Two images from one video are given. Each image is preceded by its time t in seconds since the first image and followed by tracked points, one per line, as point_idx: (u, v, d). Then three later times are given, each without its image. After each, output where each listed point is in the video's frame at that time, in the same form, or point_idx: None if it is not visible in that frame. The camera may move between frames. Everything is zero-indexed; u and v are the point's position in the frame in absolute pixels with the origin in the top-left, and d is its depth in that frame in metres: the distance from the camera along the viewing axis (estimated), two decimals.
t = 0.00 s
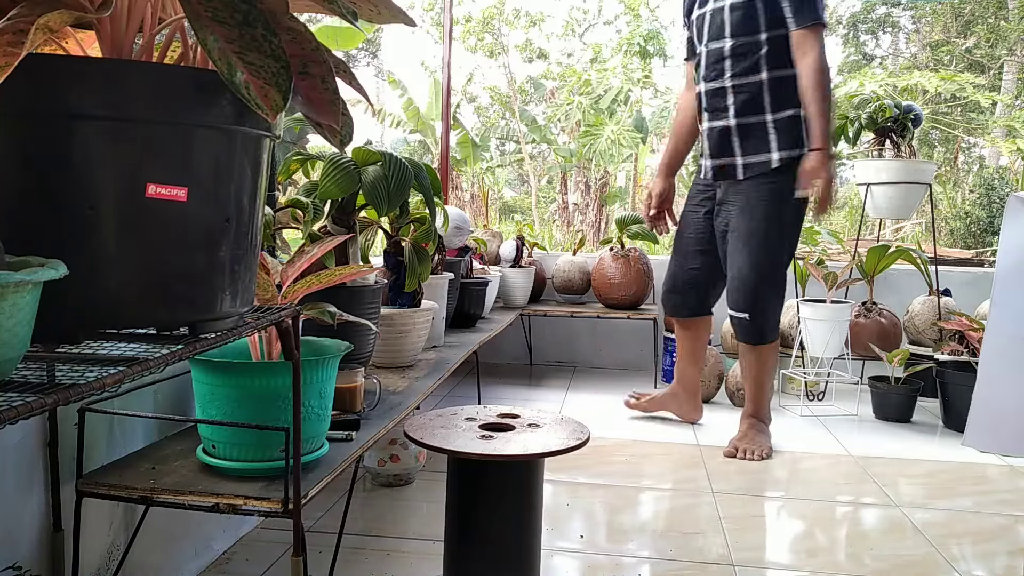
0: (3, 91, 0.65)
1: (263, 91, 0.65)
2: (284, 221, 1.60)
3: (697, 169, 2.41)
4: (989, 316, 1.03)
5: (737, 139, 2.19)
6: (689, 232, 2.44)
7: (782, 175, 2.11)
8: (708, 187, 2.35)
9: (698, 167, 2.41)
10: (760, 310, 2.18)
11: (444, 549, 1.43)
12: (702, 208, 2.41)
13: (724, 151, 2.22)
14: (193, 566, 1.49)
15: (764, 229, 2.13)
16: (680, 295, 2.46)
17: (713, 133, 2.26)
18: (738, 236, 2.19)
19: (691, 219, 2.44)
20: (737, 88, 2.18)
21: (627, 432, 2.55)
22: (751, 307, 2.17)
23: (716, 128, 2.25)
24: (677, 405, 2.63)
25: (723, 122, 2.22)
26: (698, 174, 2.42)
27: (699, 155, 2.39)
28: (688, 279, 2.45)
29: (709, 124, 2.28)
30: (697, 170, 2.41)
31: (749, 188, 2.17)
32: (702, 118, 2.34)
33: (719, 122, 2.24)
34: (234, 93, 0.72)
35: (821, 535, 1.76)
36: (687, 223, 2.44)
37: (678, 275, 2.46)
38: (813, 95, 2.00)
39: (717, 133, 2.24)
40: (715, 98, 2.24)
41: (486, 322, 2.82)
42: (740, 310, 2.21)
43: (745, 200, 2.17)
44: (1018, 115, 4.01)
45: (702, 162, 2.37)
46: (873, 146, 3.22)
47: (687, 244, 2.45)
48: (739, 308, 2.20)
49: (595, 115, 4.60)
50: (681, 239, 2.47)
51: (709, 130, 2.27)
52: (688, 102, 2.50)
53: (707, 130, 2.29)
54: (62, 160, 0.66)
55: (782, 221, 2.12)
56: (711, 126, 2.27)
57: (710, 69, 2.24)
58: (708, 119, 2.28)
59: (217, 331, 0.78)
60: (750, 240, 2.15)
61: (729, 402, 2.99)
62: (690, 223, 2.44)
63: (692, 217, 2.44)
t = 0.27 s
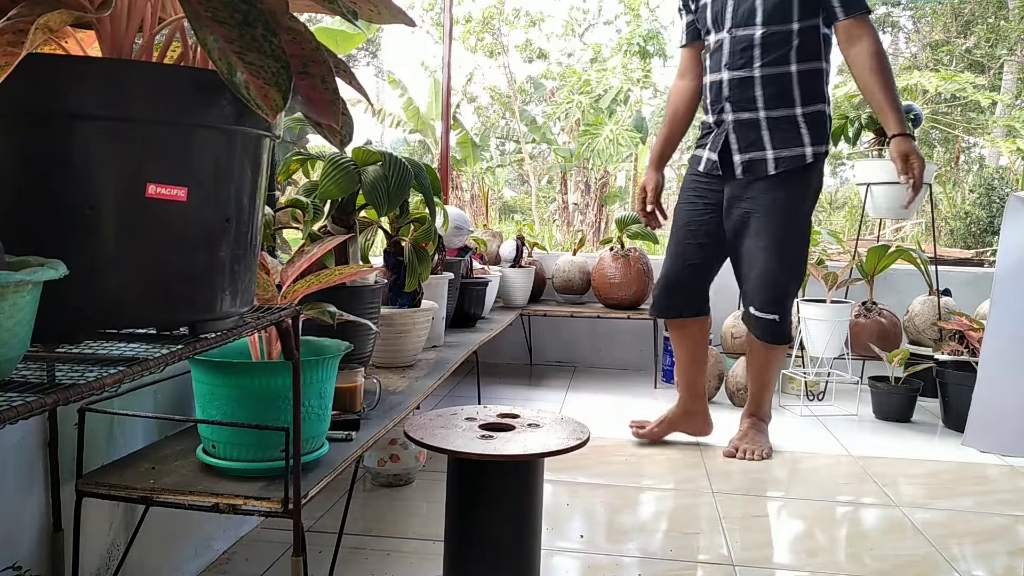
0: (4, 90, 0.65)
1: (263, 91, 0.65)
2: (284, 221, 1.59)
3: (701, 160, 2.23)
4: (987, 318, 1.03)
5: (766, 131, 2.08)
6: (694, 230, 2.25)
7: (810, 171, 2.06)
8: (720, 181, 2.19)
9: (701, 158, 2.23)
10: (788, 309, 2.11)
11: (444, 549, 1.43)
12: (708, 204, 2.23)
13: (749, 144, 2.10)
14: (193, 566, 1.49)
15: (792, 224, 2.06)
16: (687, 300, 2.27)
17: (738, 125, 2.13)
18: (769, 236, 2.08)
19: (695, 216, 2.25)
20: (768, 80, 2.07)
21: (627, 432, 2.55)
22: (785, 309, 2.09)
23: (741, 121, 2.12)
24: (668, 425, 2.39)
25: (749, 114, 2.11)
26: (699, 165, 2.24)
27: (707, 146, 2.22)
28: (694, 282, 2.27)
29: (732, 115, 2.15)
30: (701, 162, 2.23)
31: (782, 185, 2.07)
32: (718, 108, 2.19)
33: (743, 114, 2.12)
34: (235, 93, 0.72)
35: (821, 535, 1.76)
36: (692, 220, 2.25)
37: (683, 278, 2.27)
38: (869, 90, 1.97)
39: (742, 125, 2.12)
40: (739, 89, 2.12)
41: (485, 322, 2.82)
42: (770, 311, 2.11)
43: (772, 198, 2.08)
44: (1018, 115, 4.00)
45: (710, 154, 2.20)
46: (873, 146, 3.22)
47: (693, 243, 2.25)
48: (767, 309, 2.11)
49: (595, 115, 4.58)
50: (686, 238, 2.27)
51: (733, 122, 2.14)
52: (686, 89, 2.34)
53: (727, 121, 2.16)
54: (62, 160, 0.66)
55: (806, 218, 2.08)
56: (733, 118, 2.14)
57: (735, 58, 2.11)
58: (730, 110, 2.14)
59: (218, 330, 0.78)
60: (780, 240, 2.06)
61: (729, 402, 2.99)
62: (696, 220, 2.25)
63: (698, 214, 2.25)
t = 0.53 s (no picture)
0: (4, 90, 0.65)
1: (263, 91, 0.65)
2: (284, 221, 1.59)
3: (720, 158, 1.99)
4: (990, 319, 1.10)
5: (790, 126, 1.94)
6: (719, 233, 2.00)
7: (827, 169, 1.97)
8: (747, 181, 1.97)
9: (717, 156, 2.00)
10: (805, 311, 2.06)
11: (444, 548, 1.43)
12: (731, 205, 2.00)
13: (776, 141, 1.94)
14: (193, 566, 1.49)
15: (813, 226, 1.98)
16: (719, 311, 2.01)
17: (765, 120, 1.96)
18: (797, 237, 1.96)
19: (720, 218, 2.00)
20: (791, 74, 1.93)
21: (627, 432, 2.55)
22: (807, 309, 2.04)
23: (767, 117, 1.96)
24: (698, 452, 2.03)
25: (773, 108, 1.95)
26: (715, 164, 2.00)
27: (724, 143, 1.99)
28: (719, 292, 2.02)
29: (755, 111, 1.97)
30: (720, 160, 1.99)
31: (809, 183, 1.95)
32: (745, 99, 1.98)
33: (768, 110, 1.95)
34: (235, 93, 0.72)
35: (821, 535, 1.76)
36: (715, 224, 2.00)
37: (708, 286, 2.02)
38: (851, 94, 1.92)
39: (768, 121, 1.95)
40: (764, 82, 1.95)
41: (485, 322, 2.81)
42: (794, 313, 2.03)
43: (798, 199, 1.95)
44: (1018, 114, 4.00)
45: (733, 152, 1.97)
46: (873, 146, 3.22)
47: (716, 251, 2.00)
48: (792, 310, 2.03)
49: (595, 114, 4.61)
50: (712, 245, 2.00)
51: (758, 118, 1.96)
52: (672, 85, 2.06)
53: (751, 116, 1.97)
54: (62, 159, 0.66)
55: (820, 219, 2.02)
56: (757, 114, 1.96)
57: (760, 49, 1.94)
58: (757, 105, 1.96)
59: (218, 330, 0.78)
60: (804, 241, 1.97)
61: (729, 402, 3.00)
62: (719, 223, 2.00)
63: (722, 217, 2.00)
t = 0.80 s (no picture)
0: (3, 90, 0.65)
1: (263, 91, 0.64)
2: (284, 221, 1.59)
3: (730, 152, 1.79)
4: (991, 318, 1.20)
5: (801, 115, 1.80)
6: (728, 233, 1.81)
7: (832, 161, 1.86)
8: (761, 175, 1.79)
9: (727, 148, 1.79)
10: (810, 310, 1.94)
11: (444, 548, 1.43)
12: (742, 203, 1.81)
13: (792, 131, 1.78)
14: (193, 566, 1.49)
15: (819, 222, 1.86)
16: (713, 324, 1.85)
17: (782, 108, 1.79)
18: (812, 235, 1.82)
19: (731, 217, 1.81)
20: (802, 60, 1.79)
21: (627, 432, 2.55)
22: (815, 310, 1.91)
23: (784, 105, 1.79)
24: (703, 463, 1.99)
25: (788, 97, 1.79)
26: (724, 158, 1.79)
27: (735, 134, 1.80)
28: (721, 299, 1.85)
29: (769, 99, 1.79)
30: (731, 153, 1.79)
31: (823, 178, 1.82)
32: (760, 87, 1.79)
33: (783, 98, 1.79)
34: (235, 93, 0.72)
35: (821, 535, 1.76)
36: (723, 224, 1.81)
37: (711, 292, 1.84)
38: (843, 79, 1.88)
39: (784, 110, 1.79)
40: (780, 68, 1.78)
41: (485, 322, 2.81)
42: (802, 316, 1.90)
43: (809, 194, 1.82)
44: (1019, 114, 3.99)
45: (746, 144, 1.78)
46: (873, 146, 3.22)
47: (726, 253, 1.82)
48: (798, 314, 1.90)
49: (595, 115, 4.61)
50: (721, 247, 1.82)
51: (773, 107, 1.79)
52: (659, 84, 1.88)
53: (766, 104, 1.79)
54: (62, 160, 0.66)
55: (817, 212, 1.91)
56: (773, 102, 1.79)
57: (775, 32, 1.77)
58: (773, 93, 1.79)
59: (218, 331, 0.78)
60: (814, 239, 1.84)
61: (729, 402, 3.00)
62: (728, 223, 1.81)
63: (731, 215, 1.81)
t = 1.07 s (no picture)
0: (3, 90, 0.65)
1: (263, 91, 0.64)
2: (284, 221, 1.59)
3: (743, 152, 1.61)
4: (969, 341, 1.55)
5: (818, 113, 1.60)
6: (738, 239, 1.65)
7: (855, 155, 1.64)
8: (778, 177, 1.60)
9: (738, 148, 1.62)
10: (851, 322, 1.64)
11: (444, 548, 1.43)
12: (755, 208, 1.63)
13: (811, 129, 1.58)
14: (193, 566, 1.49)
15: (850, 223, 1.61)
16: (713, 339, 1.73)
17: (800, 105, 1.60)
18: (840, 240, 1.56)
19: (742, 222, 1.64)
20: (824, 53, 1.60)
21: (627, 432, 2.55)
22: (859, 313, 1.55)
23: (802, 101, 1.60)
24: (706, 464, 1.99)
25: (807, 93, 1.60)
26: (736, 159, 1.62)
27: (749, 132, 1.61)
28: (728, 309, 1.71)
29: (786, 94, 1.60)
30: (743, 154, 1.61)
31: (850, 178, 1.59)
32: (778, 81, 1.60)
33: (800, 94, 1.60)
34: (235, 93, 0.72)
35: (821, 535, 1.76)
36: (730, 230, 1.65)
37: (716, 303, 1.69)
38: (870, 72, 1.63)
39: (803, 107, 1.60)
40: (801, 62, 1.59)
41: (485, 322, 2.81)
42: (840, 330, 1.57)
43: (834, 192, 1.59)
44: (1019, 114, 4.00)
45: (761, 144, 1.60)
46: (873, 146, 3.22)
47: (734, 260, 1.66)
48: (833, 333, 1.58)
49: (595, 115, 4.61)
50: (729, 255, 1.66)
51: (790, 103, 1.60)
52: (670, 67, 1.59)
53: (785, 100, 1.60)
54: (62, 160, 0.66)
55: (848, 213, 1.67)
56: (791, 99, 1.60)
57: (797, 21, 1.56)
58: (790, 88, 1.59)
59: (218, 331, 0.78)
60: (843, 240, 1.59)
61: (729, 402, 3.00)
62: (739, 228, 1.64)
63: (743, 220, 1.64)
